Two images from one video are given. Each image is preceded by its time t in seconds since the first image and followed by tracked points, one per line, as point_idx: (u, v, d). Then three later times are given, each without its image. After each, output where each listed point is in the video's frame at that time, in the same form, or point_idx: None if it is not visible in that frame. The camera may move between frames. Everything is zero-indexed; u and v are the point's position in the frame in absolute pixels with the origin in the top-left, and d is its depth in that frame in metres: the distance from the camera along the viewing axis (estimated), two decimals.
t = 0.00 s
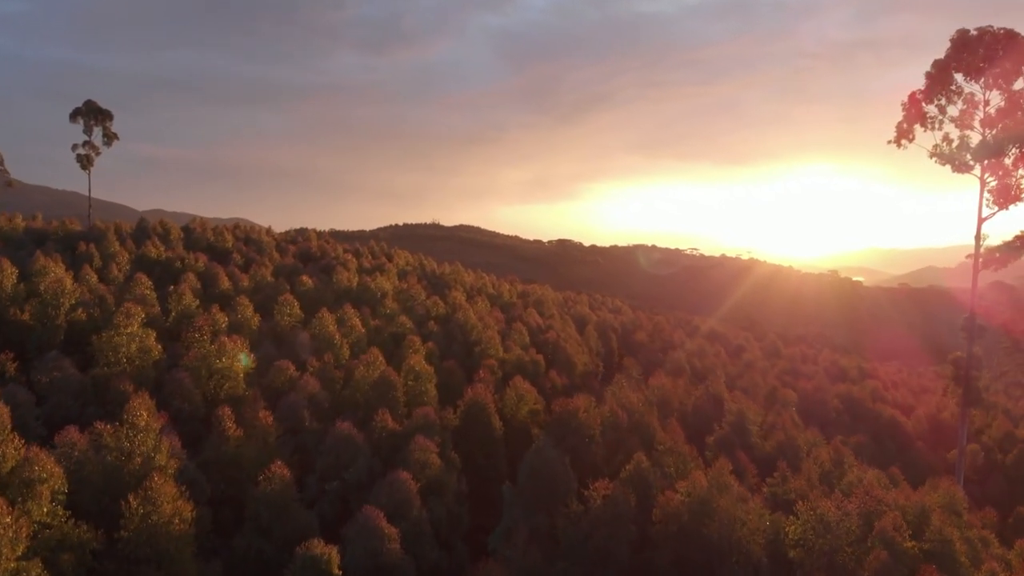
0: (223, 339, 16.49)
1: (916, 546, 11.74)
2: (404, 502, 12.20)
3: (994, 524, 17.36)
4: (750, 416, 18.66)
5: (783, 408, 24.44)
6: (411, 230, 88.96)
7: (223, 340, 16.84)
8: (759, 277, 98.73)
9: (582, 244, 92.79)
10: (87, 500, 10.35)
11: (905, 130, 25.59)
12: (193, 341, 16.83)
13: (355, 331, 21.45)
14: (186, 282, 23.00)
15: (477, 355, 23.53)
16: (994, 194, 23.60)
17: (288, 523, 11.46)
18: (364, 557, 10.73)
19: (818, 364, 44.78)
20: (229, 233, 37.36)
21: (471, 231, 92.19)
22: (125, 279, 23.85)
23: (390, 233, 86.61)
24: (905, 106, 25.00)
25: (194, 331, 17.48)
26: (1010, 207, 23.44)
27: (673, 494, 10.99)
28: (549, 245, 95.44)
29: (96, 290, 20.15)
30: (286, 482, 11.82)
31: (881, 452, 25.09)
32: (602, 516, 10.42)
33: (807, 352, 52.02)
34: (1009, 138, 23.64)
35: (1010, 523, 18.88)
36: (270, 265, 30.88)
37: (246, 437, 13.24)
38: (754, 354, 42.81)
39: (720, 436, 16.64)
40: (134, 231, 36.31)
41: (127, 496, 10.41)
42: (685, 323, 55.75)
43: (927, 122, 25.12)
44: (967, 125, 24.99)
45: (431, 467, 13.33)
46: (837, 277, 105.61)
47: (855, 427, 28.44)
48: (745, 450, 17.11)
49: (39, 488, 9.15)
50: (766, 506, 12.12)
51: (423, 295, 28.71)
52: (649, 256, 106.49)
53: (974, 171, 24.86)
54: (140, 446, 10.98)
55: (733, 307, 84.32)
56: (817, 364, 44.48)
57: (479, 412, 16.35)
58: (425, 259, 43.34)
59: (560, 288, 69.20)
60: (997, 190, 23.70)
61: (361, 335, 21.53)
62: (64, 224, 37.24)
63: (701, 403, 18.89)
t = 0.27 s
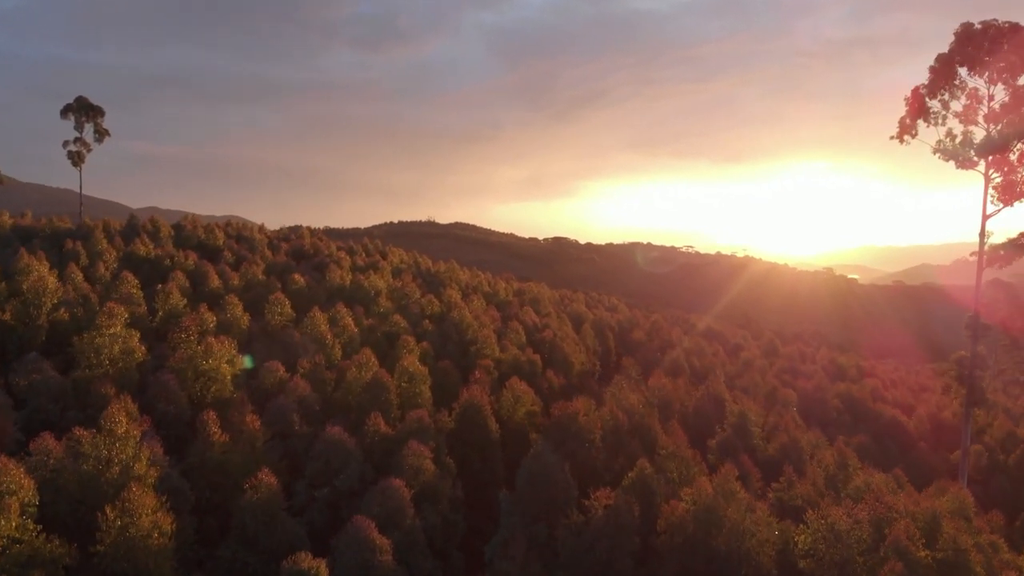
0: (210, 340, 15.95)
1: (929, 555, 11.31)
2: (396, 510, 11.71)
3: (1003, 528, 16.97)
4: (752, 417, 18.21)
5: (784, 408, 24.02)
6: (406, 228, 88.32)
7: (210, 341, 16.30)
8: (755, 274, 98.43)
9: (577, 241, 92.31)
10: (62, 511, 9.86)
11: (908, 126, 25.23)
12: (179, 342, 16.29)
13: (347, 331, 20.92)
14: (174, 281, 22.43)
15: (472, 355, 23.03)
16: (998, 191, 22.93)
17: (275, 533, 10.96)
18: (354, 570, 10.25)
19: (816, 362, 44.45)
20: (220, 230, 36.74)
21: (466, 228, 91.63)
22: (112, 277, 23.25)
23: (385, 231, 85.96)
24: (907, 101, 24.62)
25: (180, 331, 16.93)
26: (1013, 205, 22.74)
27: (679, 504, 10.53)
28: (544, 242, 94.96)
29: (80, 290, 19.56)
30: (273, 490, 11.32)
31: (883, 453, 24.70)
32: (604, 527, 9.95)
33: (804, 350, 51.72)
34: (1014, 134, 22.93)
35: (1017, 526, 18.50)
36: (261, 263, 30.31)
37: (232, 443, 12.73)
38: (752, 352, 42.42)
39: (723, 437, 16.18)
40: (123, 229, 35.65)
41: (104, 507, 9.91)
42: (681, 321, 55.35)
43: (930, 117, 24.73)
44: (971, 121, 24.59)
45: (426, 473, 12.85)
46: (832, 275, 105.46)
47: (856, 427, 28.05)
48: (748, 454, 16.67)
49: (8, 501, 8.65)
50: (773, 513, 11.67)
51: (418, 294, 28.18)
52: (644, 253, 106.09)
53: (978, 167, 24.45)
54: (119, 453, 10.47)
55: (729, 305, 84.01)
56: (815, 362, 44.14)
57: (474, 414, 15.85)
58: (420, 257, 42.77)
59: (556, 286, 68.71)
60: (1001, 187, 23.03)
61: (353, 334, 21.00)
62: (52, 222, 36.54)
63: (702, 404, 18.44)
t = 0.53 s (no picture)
0: (196, 341, 15.41)
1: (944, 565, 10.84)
2: (388, 520, 11.21)
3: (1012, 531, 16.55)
4: (755, 420, 17.74)
5: (785, 408, 23.58)
6: (400, 225, 87.70)
7: (196, 342, 15.77)
8: (751, 271, 98.14)
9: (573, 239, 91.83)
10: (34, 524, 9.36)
11: (911, 122, 24.78)
12: (165, 343, 15.75)
13: (339, 331, 20.39)
14: (161, 280, 21.87)
15: (467, 355, 22.52)
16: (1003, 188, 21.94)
17: (261, 545, 10.45)
18: None
19: (814, 361, 44.09)
20: (210, 228, 36.13)
21: (461, 226, 91.08)
22: (97, 275, 22.67)
23: (379, 228, 85.34)
24: (911, 96, 24.19)
25: (165, 332, 16.39)
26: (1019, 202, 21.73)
27: (685, 517, 10.05)
28: (540, 240, 94.47)
29: (63, 288, 18.99)
30: (258, 499, 10.81)
31: (885, 454, 24.30)
32: (606, 539, 9.47)
33: (801, 348, 51.37)
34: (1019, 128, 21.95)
35: None
36: (252, 261, 29.73)
37: (216, 451, 12.23)
38: (750, 350, 42.04)
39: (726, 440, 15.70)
40: (111, 226, 35.02)
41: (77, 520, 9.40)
42: (678, 319, 54.95)
43: (933, 113, 24.28)
44: (975, 115, 24.17)
45: (419, 480, 12.35)
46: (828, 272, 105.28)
47: (857, 427, 27.64)
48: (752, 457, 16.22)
49: None
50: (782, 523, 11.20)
51: (412, 292, 27.66)
52: (640, 251, 105.68)
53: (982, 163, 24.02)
54: (95, 461, 9.94)
55: (725, 303, 83.69)
56: (813, 361, 43.78)
57: (470, 418, 15.37)
58: (415, 255, 42.22)
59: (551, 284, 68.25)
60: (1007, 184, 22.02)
61: (345, 334, 20.48)
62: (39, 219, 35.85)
63: (703, 406, 17.98)
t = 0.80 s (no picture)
0: (181, 342, 14.86)
1: None
2: (379, 531, 10.70)
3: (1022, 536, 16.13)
4: (757, 422, 17.28)
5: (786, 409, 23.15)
6: (395, 223, 87.04)
7: (181, 343, 15.22)
8: (747, 269, 97.83)
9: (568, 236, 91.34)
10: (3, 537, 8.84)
11: (914, 118, 24.37)
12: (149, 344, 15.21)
13: (331, 331, 19.86)
14: (147, 279, 21.30)
15: (462, 355, 22.01)
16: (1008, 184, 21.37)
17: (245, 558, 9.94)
18: None
19: (812, 359, 43.72)
20: (201, 225, 35.50)
21: (456, 223, 90.50)
22: (82, 273, 22.06)
23: (374, 226, 84.64)
24: (914, 91, 23.79)
25: (150, 332, 15.84)
26: None
27: (691, 528, 9.58)
28: (535, 238, 93.94)
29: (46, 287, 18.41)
30: (242, 509, 10.30)
31: (888, 455, 23.89)
32: (609, 553, 8.98)
33: (799, 346, 51.02)
34: None
35: None
36: (242, 259, 29.14)
37: (200, 458, 11.74)
38: (747, 349, 41.61)
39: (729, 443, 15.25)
40: (100, 223, 34.36)
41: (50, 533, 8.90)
42: (675, 317, 54.53)
43: (936, 108, 23.86)
44: (979, 111, 23.78)
45: (412, 488, 11.86)
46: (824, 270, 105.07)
47: (857, 427, 27.25)
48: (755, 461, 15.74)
49: None
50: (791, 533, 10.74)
51: (406, 291, 27.12)
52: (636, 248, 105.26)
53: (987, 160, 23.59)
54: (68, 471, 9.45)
55: (722, 301, 83.34)
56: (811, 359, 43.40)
57: (465, 422, 14.86)
58: (409, 253, 41.64)
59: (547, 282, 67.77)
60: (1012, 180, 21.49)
61: (337, 335, 19.95)
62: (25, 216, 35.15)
63: (705, 408, 17.51)
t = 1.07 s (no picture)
0: (164, 344, 14.32)
1: None
2: (370, 542, 10.22)
3: None
4: (758, 425, 16.84)
5: (787, 410, 22.72)
6: (389, 220, 86.39)
7: (164, 345, 14.70)
8: (743, 266, 97.51)
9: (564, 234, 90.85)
10: None
11: (916, 113, 23.93)
12: (133, 346, 14.74)
13: (322, 331, 19.34)
14: (133, 278, 20.77)
15: (456, 355, 21.49)
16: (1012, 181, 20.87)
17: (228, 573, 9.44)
18: None
19: (810, 358, 43.34)
20: (191, 222, 34.92)
21: (451, 221, 89.92)
22: (67, 271, 21.50)
23: (368, 223, 83.97)
24: (917, 86, 23.33)
25: (133, 333, 15.31)
26: None
27: (697, 542, 9.15)
28: (531, 235, 93.43)
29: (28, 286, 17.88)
30: (225, 522, 9.82)
31: (890, 457, 23.50)
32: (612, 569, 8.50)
33: (797, 344, 50.64)
34: None
35: None
36: (233, 257, 28.59)
37: (181, 466, 11.35)
38: (745, 347, 41.21)
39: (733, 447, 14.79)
40: (88, 220, 33.75)
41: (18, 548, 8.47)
42: (671, 315, 54.09)
43: (939, 103, 23.42)
44: (984, 106, 23.33)
45: (404, 497, 11.38)
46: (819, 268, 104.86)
47: (858, 428, 26.86)
48: (757, 466, 15.31)
49: None
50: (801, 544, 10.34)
51: (399, 289, 26.60)
52: (631, 246, 104.87)
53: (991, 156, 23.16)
54: (38, 482, 9.02)
55: (718, 298, 82.97)
56: (809, 358, 43.02)
57: (459, 426, 14.40)
58: (403, 250, 41.07)
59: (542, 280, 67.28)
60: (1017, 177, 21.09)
61: (328, 335, 19.43)
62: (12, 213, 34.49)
63: (705, 410, 17.06)
